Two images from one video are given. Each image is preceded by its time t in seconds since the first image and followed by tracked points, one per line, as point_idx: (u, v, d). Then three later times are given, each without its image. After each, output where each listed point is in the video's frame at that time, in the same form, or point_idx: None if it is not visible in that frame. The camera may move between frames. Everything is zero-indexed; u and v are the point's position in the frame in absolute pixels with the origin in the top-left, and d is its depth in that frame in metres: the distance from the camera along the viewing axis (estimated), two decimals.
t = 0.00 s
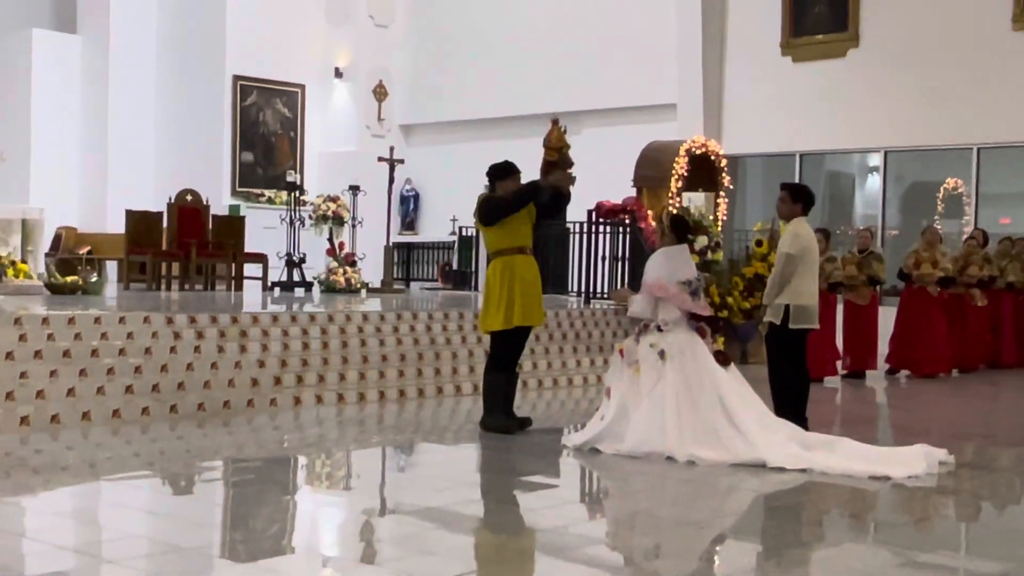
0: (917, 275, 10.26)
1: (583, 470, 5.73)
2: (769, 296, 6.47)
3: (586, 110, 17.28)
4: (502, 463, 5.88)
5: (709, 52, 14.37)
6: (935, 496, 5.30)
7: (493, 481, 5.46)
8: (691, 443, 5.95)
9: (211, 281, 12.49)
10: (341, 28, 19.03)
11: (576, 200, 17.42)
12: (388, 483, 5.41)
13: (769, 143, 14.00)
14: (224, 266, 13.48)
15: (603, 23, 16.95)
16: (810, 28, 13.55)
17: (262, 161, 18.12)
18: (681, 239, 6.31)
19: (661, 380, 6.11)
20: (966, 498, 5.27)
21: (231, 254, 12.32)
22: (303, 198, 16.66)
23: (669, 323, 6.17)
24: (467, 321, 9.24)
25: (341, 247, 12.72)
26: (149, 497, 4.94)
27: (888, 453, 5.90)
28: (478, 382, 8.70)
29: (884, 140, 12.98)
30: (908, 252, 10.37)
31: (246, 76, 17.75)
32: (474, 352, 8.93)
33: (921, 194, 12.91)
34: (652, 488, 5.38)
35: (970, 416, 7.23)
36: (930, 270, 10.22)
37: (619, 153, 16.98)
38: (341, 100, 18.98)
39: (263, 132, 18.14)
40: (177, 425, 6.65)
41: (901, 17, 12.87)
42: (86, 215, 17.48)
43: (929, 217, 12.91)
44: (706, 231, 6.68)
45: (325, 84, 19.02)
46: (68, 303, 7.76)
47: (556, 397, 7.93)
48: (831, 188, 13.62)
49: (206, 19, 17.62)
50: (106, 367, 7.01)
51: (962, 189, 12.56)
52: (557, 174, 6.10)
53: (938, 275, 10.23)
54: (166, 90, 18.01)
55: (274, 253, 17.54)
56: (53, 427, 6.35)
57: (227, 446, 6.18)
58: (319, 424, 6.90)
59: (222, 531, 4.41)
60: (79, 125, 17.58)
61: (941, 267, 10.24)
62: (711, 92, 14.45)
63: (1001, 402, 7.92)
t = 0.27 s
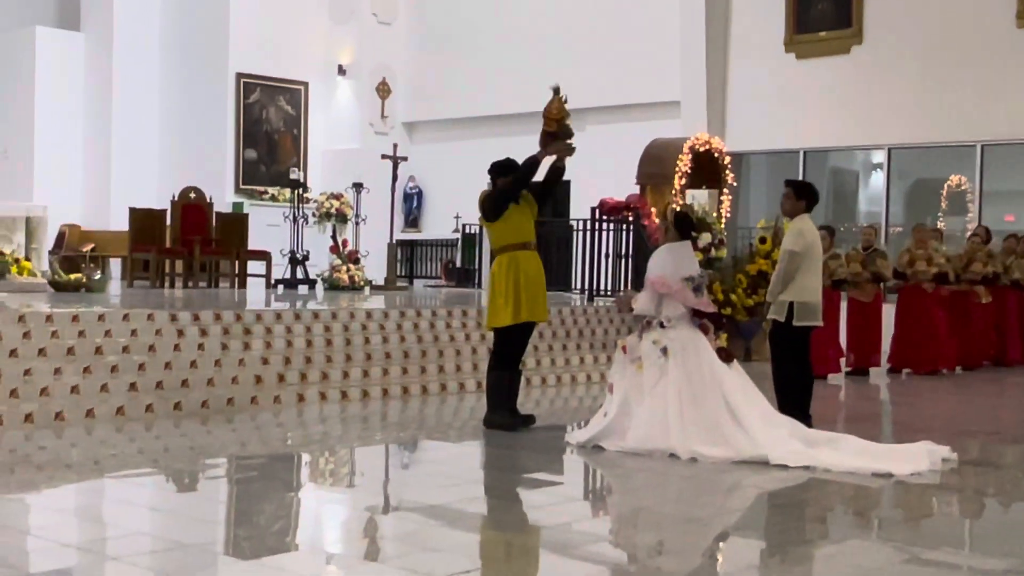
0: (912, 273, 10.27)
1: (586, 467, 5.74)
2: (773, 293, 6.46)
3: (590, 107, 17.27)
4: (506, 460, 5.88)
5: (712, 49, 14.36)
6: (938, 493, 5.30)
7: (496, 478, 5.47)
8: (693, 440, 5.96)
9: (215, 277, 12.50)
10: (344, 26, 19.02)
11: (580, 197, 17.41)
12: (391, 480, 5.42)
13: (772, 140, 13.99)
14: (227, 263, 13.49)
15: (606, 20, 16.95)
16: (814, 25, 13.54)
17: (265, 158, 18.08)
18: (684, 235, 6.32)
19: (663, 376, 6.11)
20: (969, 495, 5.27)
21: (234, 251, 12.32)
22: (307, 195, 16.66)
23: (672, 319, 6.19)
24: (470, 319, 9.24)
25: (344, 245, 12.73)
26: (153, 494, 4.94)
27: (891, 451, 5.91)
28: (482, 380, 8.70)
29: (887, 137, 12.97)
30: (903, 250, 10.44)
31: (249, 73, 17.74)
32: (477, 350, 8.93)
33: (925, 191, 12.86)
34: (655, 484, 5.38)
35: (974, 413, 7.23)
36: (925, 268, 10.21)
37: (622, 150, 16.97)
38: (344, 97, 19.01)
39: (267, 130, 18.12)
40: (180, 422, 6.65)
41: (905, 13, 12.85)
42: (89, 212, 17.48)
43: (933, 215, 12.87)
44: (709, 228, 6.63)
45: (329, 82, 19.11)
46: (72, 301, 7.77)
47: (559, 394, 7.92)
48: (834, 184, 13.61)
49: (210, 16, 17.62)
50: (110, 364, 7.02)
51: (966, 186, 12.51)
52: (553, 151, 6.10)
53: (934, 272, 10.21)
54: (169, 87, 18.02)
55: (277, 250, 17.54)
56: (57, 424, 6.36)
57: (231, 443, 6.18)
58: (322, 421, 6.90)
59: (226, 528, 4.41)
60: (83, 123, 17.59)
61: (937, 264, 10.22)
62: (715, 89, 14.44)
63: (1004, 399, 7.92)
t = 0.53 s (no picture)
0: (906, 267, 10.29)
1: (592, 464, 5.74)
2: (777, 289, 6.44)
3: (595, 104, 17.27)
4: (512, 456, 5.88)
5: (718, 45, 14.35)
6: (944, 491, 5.29)
7: (502, 475, 5.47)
8: (699, 437, 5.97)
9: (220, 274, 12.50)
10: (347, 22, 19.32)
11: (586, 194, 17.40)
12: (397, 477, 5.42)
13: (777, 137, 13.98)
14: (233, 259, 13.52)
15: (611, 17, 16.95)
16: (819, 21, 13.53)
17: (271, 155, 18.17)
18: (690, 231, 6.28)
19: (668, 373, 6.10)
20: (976, 493, 5.26)
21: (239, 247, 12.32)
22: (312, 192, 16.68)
23: (678, 316, 6.17)
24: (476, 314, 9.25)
25: (350, 241, 12.74)
26: (158, 491, 4.95)
27: (896, 447, 5.92)
28: (487, 377, 8.69)
29: (892, 134, 12.95)
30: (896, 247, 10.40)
31: (254, 70, 17.75)
32: (482, 346, 8.93)
33: (931, 185, 12.92)
34: (661, 482, 5.38)
35: (982, 410, 7.21)
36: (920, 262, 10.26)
37: (628, 147, 16.96)
38: (348, 94, 19.39)
39: (272, 126, 18.18)
40: (186, 419, 6.66)
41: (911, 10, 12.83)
42: (95, 209, 17.51)
43: (939, 210, 12.91)
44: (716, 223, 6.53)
45: (334, 78, 19.47)
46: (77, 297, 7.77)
47: (565, 391, 7.92)
48: (840, 181, 13.60)
49: (216, 12, 17.64)
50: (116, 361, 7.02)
51: (972, 181, 12.55)
52: (554, 137, 6.12)
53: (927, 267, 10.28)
54: (175, 84, 18.04)
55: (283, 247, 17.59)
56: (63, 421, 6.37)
57: (238, 439, 6.20)
58: (328, 418, 6.90)
59: (231, 525, 4.42)
60: (89, 120, 17.62)
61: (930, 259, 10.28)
62: (720, 85, 14.43)
63: (1010, 395, 7.90)
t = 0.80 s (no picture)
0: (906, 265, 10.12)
1: (596, 462, 5.74)
2: (781, 287, 6.47)
3: (599, 101, 17.25)
4: (515, 454, 5.88)
5: (721, 43, 14.33)
6: (948, 489, 5.28)
7: (506, 473, 5.47)
8: (704, 435, 5.97)
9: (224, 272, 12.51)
10: (352, 18, 19.02)
11: (590, 191, 17.37)
12: (401, 475, 5.42)
13: (781, 135, 13.96)
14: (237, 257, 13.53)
15: (614, 14, 16.94)
16: (823, 18, 13.49)
17: (274, 153, 18.21)
18: (693, 228, 6.29)
19: (673, 370, 6.10)
20: (980, 490, 5.25)
21: (243, 246, 12.32)
22: (316, 190, 16.66)
23: (683, 313, 6.18)
24: (480, 312, 9.24)
25: (354, 239, 12.73)
26: (162, 489, 4.95)
27: (901, 445, 5.93)
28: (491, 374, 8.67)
29: (895, 131, 12.94)
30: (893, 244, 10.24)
31: (258, 68, 17.84)
32: (486, 344, 8.92)
33: (936, 182, 12.89)
34: (664, 479, 5.37)
35: (986, 407, 7.19)
36: (919, 259, 10.11)
37: (631, 145, 16.94)
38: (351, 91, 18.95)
39: (275, 124, 18.17)
40: (190, 417, 6.65)
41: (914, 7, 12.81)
42: (99, 208, 17.51)
43: (943, 207, 12.90)
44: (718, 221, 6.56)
45: (337, 73, 19.04)
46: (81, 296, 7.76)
47: (569, 388, 7.92)
48: (844, 177, 13.61)
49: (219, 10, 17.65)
50: (120, 360, 7.02)
51: (976, 179, 12.55)
52: (554, 131, 6.11)
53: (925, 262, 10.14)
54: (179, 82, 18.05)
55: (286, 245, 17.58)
56: (67, 419, 6.37)
57: (242, 438, 6.20)
58: (332, 416, 6.90)
59: (235, 523, 4.42)
60: (93, 119, 17.64)
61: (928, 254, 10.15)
62: (724, 82, 14.40)
63: (1015, 392, 7.89)
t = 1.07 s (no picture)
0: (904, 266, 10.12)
1: (595, 462, 5.75)
2: (779, 287, 6.47)
3: (597, 101, 17.25)
4: (514, 454, 5.88)
5: (719, 42, 14.34)
6: (947, 488, 5.29)
7: (504, 473, 5.47)
8: (702, 435, 5.99)
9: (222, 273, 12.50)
10: (351, 19, 18.98)
11: (589, 191, 17.35)
12: (400, 475, 5.42)
13: (779, 135, 13.97)
14: (235, 258, 13.54)
15: (613, 15, 16.94)
16: (822, 17, 13.48)
17: (272, 153, 18.13)
18: (689, 229, 6.31)
19: (672, 370, 6.13)
20: (979, 490, 5.25)
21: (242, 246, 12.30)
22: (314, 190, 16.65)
23: (682, 313, 6.19)
24: (479, 312, 9.23)
25: (352, 240, 12.72)
26: (161, 490, 4.95)
27: (899, 444, 5.94)
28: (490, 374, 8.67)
29: (893, 130, 12.94)
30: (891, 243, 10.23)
31: (255, 68, 17.70)
32: (485, 344, 8.91)
33: (934, 182, 12.92)
34: (664, 479, 5.38)
35: (986, 406, 7.19)
36: (916, 259, 10.12)
37: (630, 145, 16.95)
38: (350, 92, 19.00)
39: (274, 125, 18.11)
40: (189, 418, 6.65)
41: (912, 6, 12.81)
42: (98, 208, 17.51)
43: (942, 206, 12.93)
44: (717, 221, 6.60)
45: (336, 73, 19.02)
46: (80, 296, 7.75)
47: (568, 389, 7.91)
48: (843, 177, 13.61)
49: (217, 10, 17.65)
50: (118, 360, 7.02)
51: (975, 178, 12.56)
52: (550, 129, 6.12)
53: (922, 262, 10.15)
54: (177, 82, 18.05)
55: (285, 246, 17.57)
56: (66, 420, 6.37)
57: (241, 438, 6.20)
58: (331, 416, 6.89)
59: (234, 524, 4.42)
60: (92, 119, 17.64)
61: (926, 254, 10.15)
62: (722, 82, 14.41)
63: (1014, 392, 7.88)
